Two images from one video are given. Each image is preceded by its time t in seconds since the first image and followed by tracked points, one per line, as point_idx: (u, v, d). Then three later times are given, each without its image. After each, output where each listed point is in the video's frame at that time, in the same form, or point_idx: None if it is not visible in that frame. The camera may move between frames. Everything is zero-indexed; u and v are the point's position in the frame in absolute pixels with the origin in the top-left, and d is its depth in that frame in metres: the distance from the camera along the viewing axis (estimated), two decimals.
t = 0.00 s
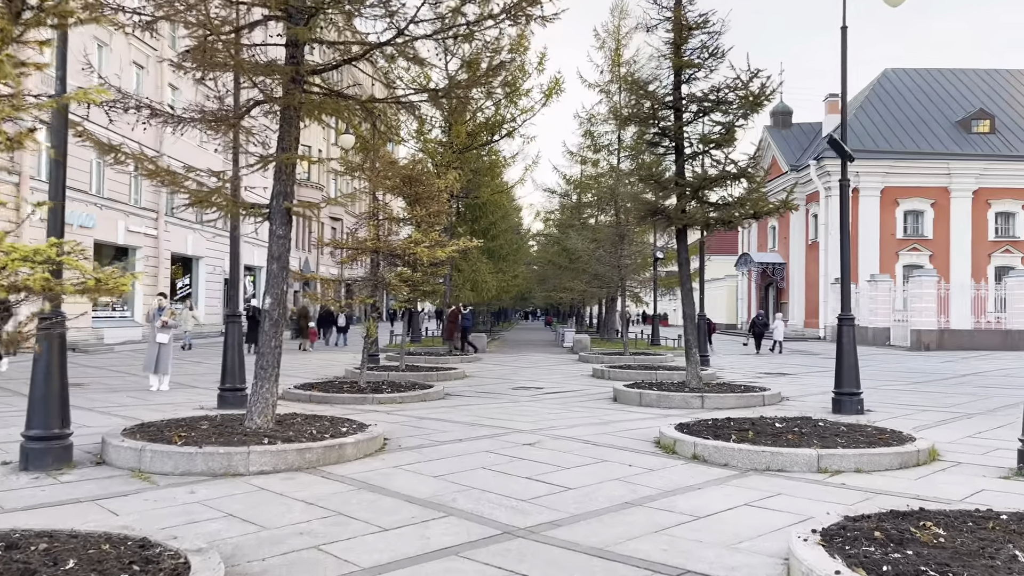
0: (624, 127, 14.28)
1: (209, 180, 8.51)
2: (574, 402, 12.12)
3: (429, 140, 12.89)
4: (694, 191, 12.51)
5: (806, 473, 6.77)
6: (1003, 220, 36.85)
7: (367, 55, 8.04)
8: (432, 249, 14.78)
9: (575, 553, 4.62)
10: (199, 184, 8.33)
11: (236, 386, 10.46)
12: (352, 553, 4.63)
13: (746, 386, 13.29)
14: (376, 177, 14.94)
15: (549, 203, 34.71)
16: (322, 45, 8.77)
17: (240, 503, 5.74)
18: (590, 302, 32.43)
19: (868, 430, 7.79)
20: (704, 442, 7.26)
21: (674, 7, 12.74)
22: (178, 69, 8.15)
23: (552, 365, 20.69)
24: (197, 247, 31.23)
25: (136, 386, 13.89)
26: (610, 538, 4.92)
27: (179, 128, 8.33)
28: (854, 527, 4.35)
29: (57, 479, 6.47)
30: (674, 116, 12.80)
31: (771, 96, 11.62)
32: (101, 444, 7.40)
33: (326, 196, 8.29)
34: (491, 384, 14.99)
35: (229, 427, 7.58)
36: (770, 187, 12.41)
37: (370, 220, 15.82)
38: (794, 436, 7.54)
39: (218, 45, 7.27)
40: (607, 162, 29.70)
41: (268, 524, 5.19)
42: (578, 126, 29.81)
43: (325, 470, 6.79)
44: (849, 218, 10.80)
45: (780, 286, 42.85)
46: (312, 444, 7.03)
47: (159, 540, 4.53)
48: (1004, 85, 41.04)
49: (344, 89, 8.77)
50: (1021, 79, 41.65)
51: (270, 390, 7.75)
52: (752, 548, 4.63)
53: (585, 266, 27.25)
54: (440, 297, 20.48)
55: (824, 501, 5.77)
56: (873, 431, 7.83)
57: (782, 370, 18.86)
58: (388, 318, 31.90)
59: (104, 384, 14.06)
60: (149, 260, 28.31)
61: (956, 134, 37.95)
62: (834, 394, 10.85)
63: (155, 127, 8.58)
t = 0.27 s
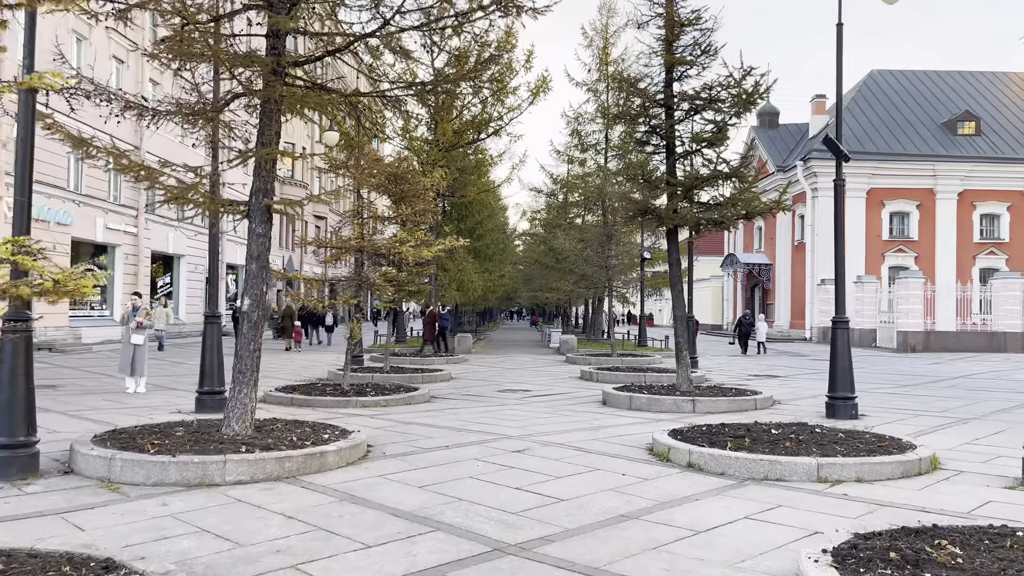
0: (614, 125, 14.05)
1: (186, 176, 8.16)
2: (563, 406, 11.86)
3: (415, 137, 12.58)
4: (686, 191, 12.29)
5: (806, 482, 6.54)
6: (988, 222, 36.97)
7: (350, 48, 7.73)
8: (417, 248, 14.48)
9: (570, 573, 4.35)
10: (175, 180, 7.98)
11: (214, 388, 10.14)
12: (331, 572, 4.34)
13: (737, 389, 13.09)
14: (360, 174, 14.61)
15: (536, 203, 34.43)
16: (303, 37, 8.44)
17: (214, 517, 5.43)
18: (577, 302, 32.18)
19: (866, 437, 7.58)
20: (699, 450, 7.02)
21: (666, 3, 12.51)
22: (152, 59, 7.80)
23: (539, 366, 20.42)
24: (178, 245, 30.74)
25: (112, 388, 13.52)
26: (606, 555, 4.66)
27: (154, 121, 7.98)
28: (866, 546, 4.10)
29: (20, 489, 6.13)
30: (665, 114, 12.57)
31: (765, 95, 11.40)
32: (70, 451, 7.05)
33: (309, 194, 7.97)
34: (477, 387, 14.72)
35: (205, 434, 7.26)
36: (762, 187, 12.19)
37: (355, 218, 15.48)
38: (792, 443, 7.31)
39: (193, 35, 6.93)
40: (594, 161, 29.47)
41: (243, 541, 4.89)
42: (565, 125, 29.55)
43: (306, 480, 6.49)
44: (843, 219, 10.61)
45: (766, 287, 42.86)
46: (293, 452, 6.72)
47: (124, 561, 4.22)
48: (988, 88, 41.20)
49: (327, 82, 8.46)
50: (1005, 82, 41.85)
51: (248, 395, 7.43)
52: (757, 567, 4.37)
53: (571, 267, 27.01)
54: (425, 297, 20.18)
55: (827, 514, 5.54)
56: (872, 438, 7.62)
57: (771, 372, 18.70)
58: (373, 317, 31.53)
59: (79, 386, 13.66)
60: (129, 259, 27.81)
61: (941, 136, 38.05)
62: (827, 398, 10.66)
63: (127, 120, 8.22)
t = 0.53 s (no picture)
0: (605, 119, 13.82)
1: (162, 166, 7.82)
2: (553, 406, 11.61)
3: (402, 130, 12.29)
4: (679, 187, 12.04)
5: (806, 485, 6.30)
6: (977, 222, 37.00)
7: (333, 33, 7.43)
8: (405, 244, 14.18)
9: None
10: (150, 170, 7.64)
11: (193, 387, 9.82)
12: None
13: (730, 388, 12.87)
14: (346, 169, 14.30)
15: (525, 201, 34.19)
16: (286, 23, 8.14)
17: (186, 523, 5.13)
18: (566, 301, 31.97)
19: (867, 438, 7.35)
20: (696, 451, 6.77)
21: None
22: (127, 44, 7.48)
23: (528, 365, 20.18)
24: (162, 242, 30.30)
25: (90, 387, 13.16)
26: (602, 564, 4.39)
27: (129, 109, 7.64)
28: (879, 556, 3.85)
29: None
30: (658, 108, 12.33)
31: (760, 88, 11.18)
32: (37, 453, 6.72)
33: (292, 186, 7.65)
34: (466, 386, 14.46)
35: (180, 435, 6.94)
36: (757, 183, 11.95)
37: (341, 213, 15.15)
38: (791, 444, 7.08)
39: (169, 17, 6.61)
40: (584, 158, 29.24)
41: (215, 549, 4.59)
42: (555, 122, 29.33)
43: (285, 483, 6.19)
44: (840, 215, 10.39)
45: (755, 286, 42.79)
46: (272, 454, 6.42)
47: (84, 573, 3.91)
48: (977, 88, 41.28)
49: (310, 68, 8.17)
50: (994, 82, 41.95)
51: (226, 395, 7.11)
52: None
53: (561, 265, 26.78)
54: (414, 294, 19.88)
55: (830, 519, 5.30)
56: (872, 439, 7.40)
57: (762, 371, 18.52)
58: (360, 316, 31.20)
59: (56, 385, 13.30)
60: (112, 256, 27.38)
61: (930, 136, 38.06)
62: (822, 398, 10.45)
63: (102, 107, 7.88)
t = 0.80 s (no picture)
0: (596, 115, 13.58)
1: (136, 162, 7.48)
2: (542, 408, 11.34)
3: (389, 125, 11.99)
4: (672, 185, 11.76)
5: (807, 495, 6.05)
6: (966, 222, 36.99)
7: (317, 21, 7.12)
8: (392, 242, 13.87)
9: None
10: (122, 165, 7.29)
11: (171, 391, 9.49)
12: None
13: (723, 390, 12.63)
14: (332, 166, 13.98)
15: (514, 200, 33.91)
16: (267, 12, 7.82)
17: (154, 539, 4.82)
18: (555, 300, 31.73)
19: (867, 445, 7.12)
20: (692, 459, 6.52)
21: None
22: (99, 33, 7.14)
23: (518, 366, 19.90)
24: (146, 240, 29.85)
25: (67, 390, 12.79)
26: None
27: (102, 101, 7.30)
28: None
29: None
30: (651, 104, 12.07)
31: (755, 84, 10.94)
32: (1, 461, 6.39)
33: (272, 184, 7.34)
34: (454, 387, 14.17)
35: (153, 442, 6.62)
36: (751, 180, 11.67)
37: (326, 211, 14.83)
38: (790, 451, 6.83)
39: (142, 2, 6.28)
40: (574, 157, 29.00)
41: (183, 569, 4.28)
42: (545, 120, 29.09)
43: (261, 494, 5.89)
44: (837, 213, 10.16)
45: (745, 285, 42.68)
46: (249, 462, 6.12)
47: None
48: (966, 88, 41.30)
49: (291, 59, 7.88)
50: (982, 82, 42.00)
51: (201, 400, 6.78)
52: None
53: (551, 264, 26.53)
54: (402, 293, 19.59)
55: (835, 533, 5.04)
56: (872, 445, 7.16)
57: (754, 372, 18.31)
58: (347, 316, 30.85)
59: (31, 387, 12.93)
60: (94, 254, 26.92)
61: (920, 135, 38.02)
62: (818, 401, 10.22)
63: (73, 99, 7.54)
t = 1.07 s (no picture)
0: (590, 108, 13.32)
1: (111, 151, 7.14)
2: (535, 407, 11.07)
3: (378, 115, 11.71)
4: (667, 179, 11.49)
5: (812, 498, 5.80)
6: (958, 219, 36.96)
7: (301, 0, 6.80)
8: (381, 238, 13.57)
9: None
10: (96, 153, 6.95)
11: (150, 390, 9.17)
12: None
13: (718, 388, 12.38)
14: (319, 159, 13.66)
15: (505, 197, 33.65)
16: None
17: (123, 550, 4.52)
18: (547, 298, 31.50)
19: (872, 445, 6.88)
20: (692, 461, 6.25)
21: None
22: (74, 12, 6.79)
23: (509, 364, 19.63)
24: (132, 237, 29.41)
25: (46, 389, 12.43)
26: None
27: (75, 86, 6.95)
28: None
29: None
30: (646, 97, 11.80)
31: (752, 75, 10.68)
32: None
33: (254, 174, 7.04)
34: (444, 386, 13.90)
35: (128, 444, 6.30)
36: (748, 174, 11.38)
37: (314, 205, 14.48)
38: (793, 452, 6.58)
39: None
40: (566, 153, 28.77)
41: None
42: (537, 116, 28.84)
43: (241, 499, 5.59)
44: (836, 207, 9.91)
45: (736, 283, 42.53)
46: (228, 465, 5.81)
47: None
48: (958, 86, 41.26)
49: (275, 44, 7.57)
50: (974, 80, 41.98)
51: (178, 400, 6.46)
52: None
53: (543, 261, 26.29)
54: (392, 290, 19.29)
55: (846, 540, 4.79)
56: (877, 446, 6.91)
57: (748, 370, 18.10)
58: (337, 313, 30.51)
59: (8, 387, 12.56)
60: (78, 251, 26.48)
61: (912, 132, 37.94)
62: (816, 400, 9.98)
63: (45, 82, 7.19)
